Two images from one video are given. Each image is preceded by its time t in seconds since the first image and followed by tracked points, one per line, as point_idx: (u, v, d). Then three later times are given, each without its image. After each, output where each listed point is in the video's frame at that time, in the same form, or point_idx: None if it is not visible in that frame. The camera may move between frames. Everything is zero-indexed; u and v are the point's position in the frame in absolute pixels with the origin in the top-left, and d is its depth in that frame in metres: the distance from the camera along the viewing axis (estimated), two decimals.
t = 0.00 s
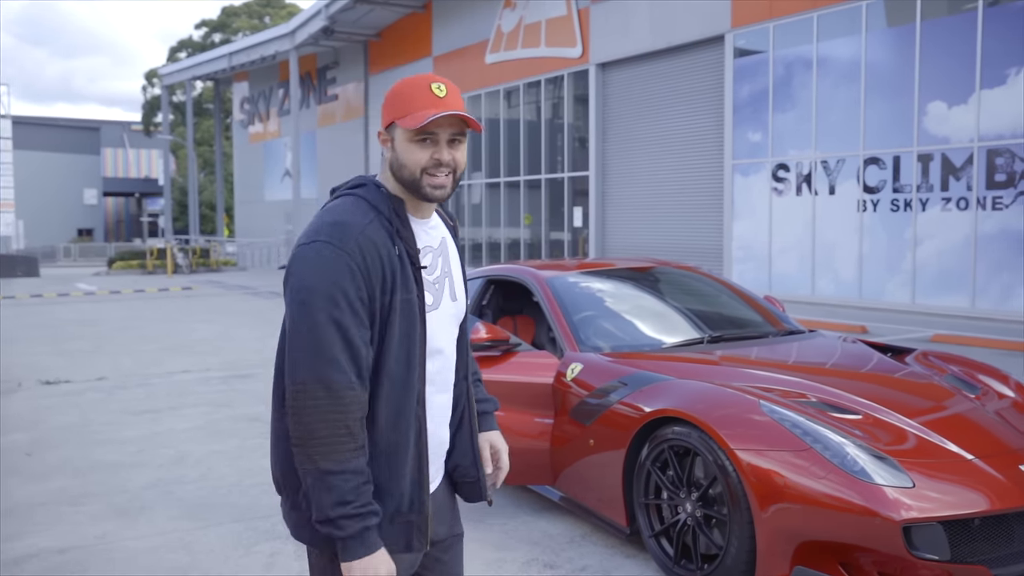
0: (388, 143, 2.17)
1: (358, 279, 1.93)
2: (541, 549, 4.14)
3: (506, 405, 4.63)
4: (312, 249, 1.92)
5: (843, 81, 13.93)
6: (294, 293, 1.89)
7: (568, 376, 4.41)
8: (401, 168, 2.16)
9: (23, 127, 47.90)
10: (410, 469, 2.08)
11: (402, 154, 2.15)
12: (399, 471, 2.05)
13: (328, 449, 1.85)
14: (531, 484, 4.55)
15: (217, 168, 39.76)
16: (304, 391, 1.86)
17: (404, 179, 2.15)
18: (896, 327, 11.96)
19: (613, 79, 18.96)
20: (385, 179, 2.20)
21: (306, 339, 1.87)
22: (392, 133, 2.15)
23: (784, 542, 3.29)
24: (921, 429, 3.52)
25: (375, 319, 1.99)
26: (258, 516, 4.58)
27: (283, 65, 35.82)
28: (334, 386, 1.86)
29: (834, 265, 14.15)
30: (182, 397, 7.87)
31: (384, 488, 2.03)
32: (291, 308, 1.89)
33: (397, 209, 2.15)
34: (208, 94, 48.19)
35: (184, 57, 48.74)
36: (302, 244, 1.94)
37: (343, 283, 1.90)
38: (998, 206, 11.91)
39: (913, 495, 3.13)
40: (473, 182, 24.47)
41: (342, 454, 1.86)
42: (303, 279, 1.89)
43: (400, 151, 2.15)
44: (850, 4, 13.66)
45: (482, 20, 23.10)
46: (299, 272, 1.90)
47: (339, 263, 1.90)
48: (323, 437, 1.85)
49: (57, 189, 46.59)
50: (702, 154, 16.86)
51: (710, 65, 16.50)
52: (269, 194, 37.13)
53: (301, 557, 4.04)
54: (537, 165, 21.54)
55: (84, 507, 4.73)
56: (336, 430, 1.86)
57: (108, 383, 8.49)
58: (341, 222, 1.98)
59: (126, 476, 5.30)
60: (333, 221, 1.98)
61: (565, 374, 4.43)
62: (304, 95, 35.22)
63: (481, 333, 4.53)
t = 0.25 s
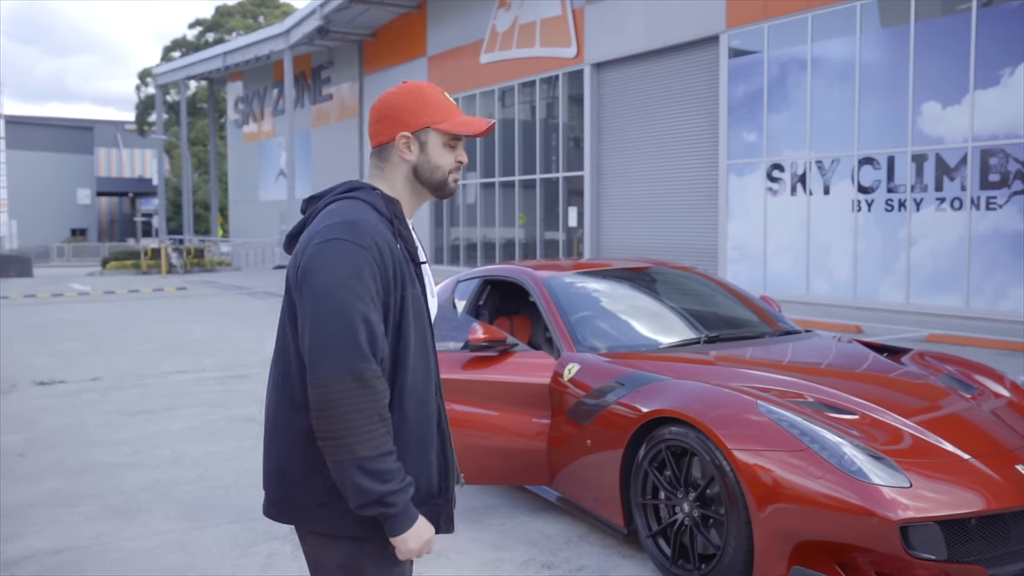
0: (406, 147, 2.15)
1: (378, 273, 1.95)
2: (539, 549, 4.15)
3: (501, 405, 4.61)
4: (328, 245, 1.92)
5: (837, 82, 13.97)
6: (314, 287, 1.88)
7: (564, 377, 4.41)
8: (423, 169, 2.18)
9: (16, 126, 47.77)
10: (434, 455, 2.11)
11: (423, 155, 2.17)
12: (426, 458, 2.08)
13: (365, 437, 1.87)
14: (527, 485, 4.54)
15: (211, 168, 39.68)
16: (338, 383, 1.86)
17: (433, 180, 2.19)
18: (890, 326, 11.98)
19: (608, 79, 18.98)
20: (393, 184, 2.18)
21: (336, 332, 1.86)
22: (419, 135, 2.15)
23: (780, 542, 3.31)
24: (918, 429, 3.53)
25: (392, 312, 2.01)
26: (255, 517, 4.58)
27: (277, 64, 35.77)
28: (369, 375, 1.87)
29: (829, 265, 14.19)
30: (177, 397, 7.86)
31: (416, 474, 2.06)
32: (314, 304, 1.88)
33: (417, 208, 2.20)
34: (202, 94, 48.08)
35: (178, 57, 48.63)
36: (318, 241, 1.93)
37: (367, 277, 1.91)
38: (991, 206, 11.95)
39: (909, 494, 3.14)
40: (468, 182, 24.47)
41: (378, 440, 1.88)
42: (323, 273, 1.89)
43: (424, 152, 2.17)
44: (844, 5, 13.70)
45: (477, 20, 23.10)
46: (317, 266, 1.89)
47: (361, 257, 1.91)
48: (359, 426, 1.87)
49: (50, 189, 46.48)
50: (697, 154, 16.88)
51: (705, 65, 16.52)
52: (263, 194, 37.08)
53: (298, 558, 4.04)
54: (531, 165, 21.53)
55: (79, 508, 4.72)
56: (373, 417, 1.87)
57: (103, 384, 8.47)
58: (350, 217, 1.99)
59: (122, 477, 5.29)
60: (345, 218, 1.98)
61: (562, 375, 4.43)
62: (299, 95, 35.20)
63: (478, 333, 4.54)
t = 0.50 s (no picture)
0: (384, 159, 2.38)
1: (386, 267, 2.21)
2: (538, 549, 4.15)
3: (499, 404, 4.59)
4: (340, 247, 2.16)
5: (834, 82, 13.98)
6: (339, 284, 2.12)
7: (564, 376, 4.41)
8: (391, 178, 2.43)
9: (13, 127, 47.70)
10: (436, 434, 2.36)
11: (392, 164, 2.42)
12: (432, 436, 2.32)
13: (403, 412, 2.10)
14: (526, 485, 4.54)
15: (208, 168, 39.63)
16: (377, 364, 2.10)
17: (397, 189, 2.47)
18: (887, 327, 11.99)
19: (605, 79, 18.99)
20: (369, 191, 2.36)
21: (367, 321, 2.11)
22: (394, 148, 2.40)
23: (779, 542, 3.31)
24: (915, 428, 3.53)
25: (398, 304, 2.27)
26: (253, 517, 4.57)
27: (274, 64, 35.73)
28: (401, 355, 2.13)
29: (826, 265, 14.20)
30: (175, 397, 7.85)
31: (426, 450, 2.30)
32: (342, 298, 2.11)
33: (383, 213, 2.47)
34: (199, 94, 48.03)
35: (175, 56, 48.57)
36: (334, 244, 2.16)
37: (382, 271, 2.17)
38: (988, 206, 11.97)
39: (908, 493, 3.15)
40: (465, 182, 24.44)
41: (413, 414, 2.12)
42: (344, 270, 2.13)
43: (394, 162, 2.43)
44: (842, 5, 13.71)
45: (474, 20, 23.09)
46: (337, 266, 2.13)
47: (375, 253, 2.17)
48: (398, 402, 2.10)
49: (47, 189, 46.42)
50: (693, 154, 16.90)
51: (702, 65, 16.53)
52: (260, 194, 37.05)
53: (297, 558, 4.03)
54: (529, 165, 21.51)
55: (77, 508, 4.71)
56: (409, 392, 2.12)
57: (100, 384, 8.45)
58: (347, 221, 2.23)
59: (120, 477, 5.28)
60: (347, 222, 2.22)
61: (560, 375, 4.43)
62: (296, 95, 35.16)
63: (478, 333, 4.53)
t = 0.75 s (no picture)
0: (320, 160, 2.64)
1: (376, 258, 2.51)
2: (537, 548, 4.14)
3: (498, 403, 4.54)
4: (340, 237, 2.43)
5: (833, 81, 13.98)
6: (354, 265, 2.39)
7: (565, 376, 4.39)
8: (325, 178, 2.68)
9: (11, 127, 47.68)
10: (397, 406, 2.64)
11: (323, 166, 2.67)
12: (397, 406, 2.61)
13: (411, 374, 2.40)
14: (525, 484, 4.53)
15: (207, 168, 39.62)
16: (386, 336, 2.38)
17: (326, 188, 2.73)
18: (886, 326, 12.00)
19: (603, 79, 19.00)
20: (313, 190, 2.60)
21: (379, 296, 2.39)
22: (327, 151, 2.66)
23: (780, 540, 3.30)
24: (916, 426, 3.53)
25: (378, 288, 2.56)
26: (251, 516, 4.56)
27: (273, 64, 35.71)
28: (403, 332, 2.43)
29: (825, 265, 14.20)
30: (173, 396, 7.84)
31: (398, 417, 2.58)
32: (354, 278, 2.38)
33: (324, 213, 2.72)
34: (197, 94, 48.02)
35: (173, 56, 48.56)
36: (341, 232, 2.43)
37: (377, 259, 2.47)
38: (986, 205, 11.98)
39: (908, 492, 3.14)
40: (463, 182, 24.40)
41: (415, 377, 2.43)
42: (351, 256, 2.40)
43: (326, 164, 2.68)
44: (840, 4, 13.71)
45: (472, 19, 23.10)
46: (344, 253, 2.40)
47: (370, 244, 2.46)
48: (406, 367, 2.39)
49: (45, 189, 46.41)
50: (692, 154, 16.90)
51: (700, 64, 16.53)
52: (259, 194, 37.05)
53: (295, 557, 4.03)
54: (527, 164, 21.51)
55: (76, 507, 4.70)
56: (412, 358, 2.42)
57: (98, 383, 8.44)
58: (334, 217, 2.51)
59: (118, 476, 5.27)
60: (340, 216, 2.49)
61: (560, 373, 4.43)
62: (294, 94, 35.16)
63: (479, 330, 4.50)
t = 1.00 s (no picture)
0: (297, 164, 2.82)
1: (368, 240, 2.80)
2: (537, 545, 4.13)
3: (497, 400, 4.53)
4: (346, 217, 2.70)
5: (833, 80, 13.97)
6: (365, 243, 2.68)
7: (564, 373, 4.39)
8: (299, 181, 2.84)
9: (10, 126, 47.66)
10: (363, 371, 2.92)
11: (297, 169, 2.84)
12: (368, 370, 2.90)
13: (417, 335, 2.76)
14: (525, 481, 4.52)
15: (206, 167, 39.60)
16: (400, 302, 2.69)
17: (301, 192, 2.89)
18: (885, 325, 11.99)
19: (602, 78, 18.99)
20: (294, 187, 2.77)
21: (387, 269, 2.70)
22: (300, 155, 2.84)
23: (781, 537, 3.29)
24: (917, 422, 3.52)
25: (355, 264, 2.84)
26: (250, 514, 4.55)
27: (272, 63, 35.69)
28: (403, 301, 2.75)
29: (824, 264, 14.20)
30: (172, 395, 7.82)
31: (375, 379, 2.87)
32: (374, 253, 2.67)
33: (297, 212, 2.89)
34: (196, 94, 48.01)
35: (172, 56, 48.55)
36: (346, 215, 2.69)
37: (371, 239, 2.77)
38: (987, 204, 11.98)
39: (909, 488, 3.13)
40: (463, 181, 24.35)
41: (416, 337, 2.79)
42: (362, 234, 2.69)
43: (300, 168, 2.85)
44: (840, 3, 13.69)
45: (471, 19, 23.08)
46: (357, 231, 2.67)
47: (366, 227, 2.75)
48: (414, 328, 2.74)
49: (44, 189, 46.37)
50: (691, 153, 16.90)
51: (699, 63, 16.52)
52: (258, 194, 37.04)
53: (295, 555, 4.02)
54: (526, 164, 21.49)
55: (74, 505, 4.69)
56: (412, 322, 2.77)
57: (97, 382, 8.42)
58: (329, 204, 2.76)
59: (118, 474, 5.26)
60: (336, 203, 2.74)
61: (559, 370, 4.43)
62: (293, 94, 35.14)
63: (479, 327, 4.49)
